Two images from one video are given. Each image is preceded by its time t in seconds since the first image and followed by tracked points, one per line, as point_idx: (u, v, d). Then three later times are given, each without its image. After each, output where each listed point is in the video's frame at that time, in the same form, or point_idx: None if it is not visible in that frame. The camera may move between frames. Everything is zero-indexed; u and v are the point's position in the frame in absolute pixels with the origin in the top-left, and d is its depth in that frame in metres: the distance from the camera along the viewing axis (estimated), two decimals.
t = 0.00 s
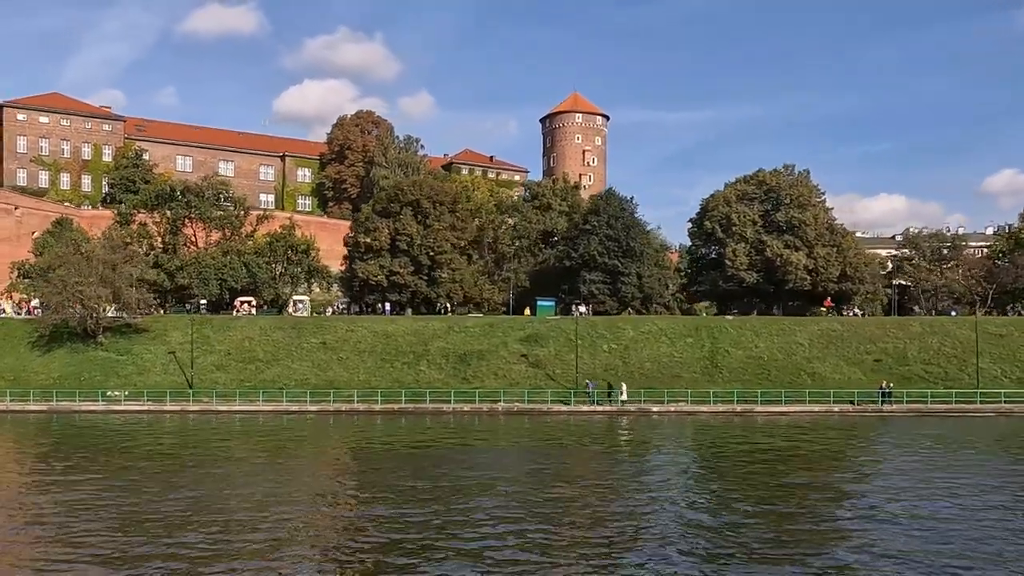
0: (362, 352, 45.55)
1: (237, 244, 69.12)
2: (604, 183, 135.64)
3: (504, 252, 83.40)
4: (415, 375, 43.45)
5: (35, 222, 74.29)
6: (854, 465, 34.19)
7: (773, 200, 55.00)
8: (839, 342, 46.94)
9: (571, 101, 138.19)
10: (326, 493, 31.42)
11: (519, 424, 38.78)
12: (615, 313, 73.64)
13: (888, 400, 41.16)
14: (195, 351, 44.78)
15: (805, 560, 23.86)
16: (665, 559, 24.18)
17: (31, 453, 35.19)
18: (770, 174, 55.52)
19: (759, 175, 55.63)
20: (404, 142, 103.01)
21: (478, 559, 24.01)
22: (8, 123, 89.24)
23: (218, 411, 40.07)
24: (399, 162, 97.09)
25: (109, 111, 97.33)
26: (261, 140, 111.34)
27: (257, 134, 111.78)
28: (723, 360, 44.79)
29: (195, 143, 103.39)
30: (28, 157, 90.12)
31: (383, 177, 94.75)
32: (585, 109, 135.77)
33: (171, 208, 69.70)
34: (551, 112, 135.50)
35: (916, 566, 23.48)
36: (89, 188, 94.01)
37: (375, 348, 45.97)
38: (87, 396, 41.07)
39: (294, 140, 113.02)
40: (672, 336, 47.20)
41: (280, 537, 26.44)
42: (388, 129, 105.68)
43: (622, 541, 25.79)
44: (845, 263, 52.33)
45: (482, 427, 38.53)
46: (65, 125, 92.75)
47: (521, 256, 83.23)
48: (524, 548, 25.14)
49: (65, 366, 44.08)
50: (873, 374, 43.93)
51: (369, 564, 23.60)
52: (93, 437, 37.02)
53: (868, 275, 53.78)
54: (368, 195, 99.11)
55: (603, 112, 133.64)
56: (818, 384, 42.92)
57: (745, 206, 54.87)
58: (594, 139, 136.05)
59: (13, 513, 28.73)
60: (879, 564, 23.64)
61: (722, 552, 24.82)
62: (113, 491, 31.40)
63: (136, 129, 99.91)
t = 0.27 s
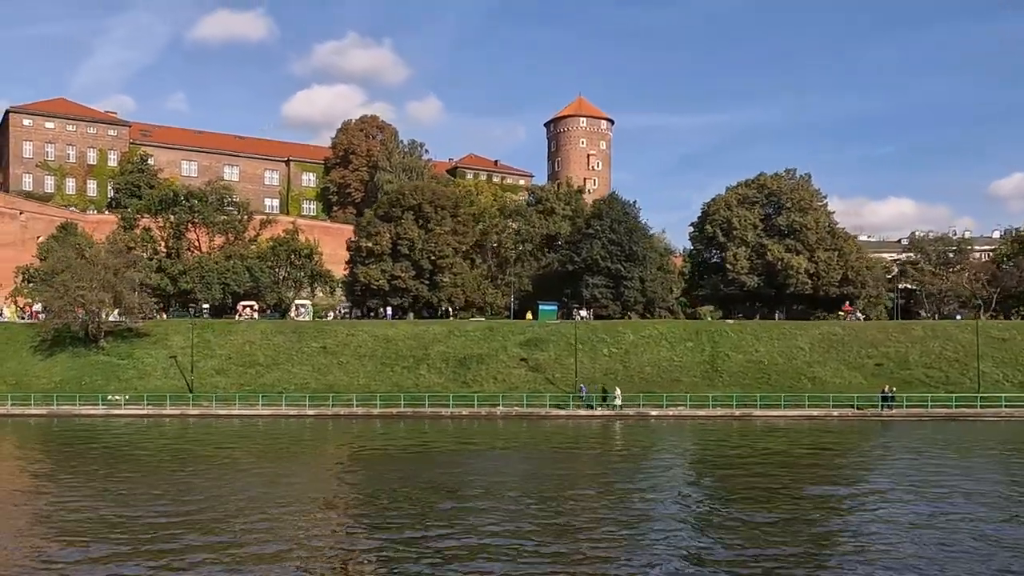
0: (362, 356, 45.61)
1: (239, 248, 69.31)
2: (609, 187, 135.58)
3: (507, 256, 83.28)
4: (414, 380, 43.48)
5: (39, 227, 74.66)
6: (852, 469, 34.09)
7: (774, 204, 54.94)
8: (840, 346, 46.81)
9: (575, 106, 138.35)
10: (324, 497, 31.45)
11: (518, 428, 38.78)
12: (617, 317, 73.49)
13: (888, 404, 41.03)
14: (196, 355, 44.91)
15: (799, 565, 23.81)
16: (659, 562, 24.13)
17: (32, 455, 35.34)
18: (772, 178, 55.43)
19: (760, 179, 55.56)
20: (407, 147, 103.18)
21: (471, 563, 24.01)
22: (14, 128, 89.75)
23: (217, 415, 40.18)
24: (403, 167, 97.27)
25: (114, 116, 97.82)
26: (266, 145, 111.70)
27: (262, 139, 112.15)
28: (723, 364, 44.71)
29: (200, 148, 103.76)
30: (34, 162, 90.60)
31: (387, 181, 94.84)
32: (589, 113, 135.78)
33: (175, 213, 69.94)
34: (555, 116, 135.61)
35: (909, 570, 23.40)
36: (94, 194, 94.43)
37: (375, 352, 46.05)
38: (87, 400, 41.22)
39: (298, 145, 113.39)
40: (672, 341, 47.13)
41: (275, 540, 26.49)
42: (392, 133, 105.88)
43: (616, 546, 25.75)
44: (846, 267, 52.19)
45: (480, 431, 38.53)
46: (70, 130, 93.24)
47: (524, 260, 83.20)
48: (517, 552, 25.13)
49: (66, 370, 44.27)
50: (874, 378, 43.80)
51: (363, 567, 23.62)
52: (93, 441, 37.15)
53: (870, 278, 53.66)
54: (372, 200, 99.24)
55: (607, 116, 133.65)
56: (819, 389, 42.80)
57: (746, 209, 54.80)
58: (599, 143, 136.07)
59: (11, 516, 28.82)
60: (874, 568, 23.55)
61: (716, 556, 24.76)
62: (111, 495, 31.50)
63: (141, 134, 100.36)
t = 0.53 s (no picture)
0: (362, 361, 45.70)
1: (243, 253, 69.51)
2: (613, 191, 135.51)
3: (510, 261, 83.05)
4: (414, 384, 43.52)
5: (44, 231, 75.06)
6: (849, 474, 34.01)
7: (775, 208, 54.92)
8: (841, 350, 46.72)
9: (579, 110, 138.40)
10: (321, 501, 31.50)
11: (516, 432, 38.81)
12: (620, 321, 73.43)
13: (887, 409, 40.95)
14: (196, 359, 45.05)
15: (792, 569, 23.75)
16: (651, 566, 24.11)
17: (31, 459, 35.50)
18: (772, 182, 55.37)
19: (760, 183, 55.51)
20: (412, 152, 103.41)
21: (464, 567, 24.01)
22: (20, 134, 90.24)
23: (216, 419, 40.28)
24: (407, 171, 97.43)
25: (120, 122, 98.30)
26: (270, 150, 112.06)
27: (267, 144, 112.53)
28: (723, 368, 44.66)
29: (204, 153, 104.16)
30: (39, 167, 91.09)
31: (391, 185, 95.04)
32: (594, 117, 135.78)
33: (178, 217, 70.20)
34: (559, 120, 135.68)
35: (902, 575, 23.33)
36: (99, 198, 94.86)
37: (375, 356, 46.13)
38: (88, 405, 41.38)
39: (303, 150, 113.75)
40: (672, 345, 47.10)
41: (270, 544, 26.54)
42: (396, 138, 106.10)
43: (610, 550, 25.71)
44: (848, 271, 52.09)
45: (478, 435, 38.56)
46: (76, 135, 93.74)
47: (527, 264, 83.20)
48: (509, 556, 25.13)
49: (67, 374, 44.47)
50: (875, 382, 43.71)
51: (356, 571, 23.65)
52: (92, 445, 37.29)
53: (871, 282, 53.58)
54: (376, 204, 99.43)
55: (611, 120, 133.70)
56: (818, 393, 42.72)
57: (747, 213, 54.78)
58: (603, 147, 136.06)
59: (10, 520, 28.93)
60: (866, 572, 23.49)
61: (709, 560, 24.72)
62: (109, 498, 31.61)
63: (146, 140, 100.79)
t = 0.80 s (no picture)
0: (362, 366, 45.79)
1: (246, 258, 69.71)
2: (618, 196, 135.45)
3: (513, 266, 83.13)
4: (413, 389, 43.59)
5: (48, 237, 75.47)
6: (847, 478, 33.91)
7: (776, 213, 54.90)
8: (841, 356, 46.65)
9: (584, 115, 138.47)
10: (316, 505, 31.53)
11: (514, 437, 38.83)
12: (623, 326, 73.35)
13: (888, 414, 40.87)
14: (197, 364, 45.19)
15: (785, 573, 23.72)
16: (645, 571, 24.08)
17: (31, 463, 35.65)
18: (773, 187, 55.35)
19: (761, 188, 55.49)
20: (416, 157, 103.63)
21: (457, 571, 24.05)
22: (26, 140, 90.76)
23: (215, 424, 40.40)
24: (411, 176, 97.59)
25: (125, 128, 98.82)
26: (275, 155, 112.43)
27: (272, 150, 112.92)
28: (723, 373, 44.60)
29: (209, 159, 104.57)
30: (45, 173, 91.59)
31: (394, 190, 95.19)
32: (598, 122, 135.83)
33: (181, 223, 70.48)
34: (564, 125, 135.76)
35: None
36: (104, 204, 95.32)
37: (375, 361, 46.22)
38: (88, 409, 41.55)
39: (308, 155, 114.10)
40: (672, 350, 47.05)
41: (265, 547, 26.66)
42: (400, 143, 106.30)
43: (602, 554, 25.71)
44: (849, 276, 52.00)
45: (476, 440, 38.59)
46: (81, 141, 94.24)
47: (530, 269, 83.20)
48: (503, 560, 25.14)
49: (69, 379, 44.67)
50: (875, 387, 43.63)
51: None
52: (91, 449, 37.43)
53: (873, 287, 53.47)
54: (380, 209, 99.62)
55: (616, 124, 133.70)
56: (818, 398, 42.64)
57: (748, 218, 54.76)
58: (608, 152, 136.06)
59: (7, 524, 29.05)
60: None
61: (702, 565, 24.68)
62: (107, 502, 31.74)
63: (151, 145, 101.28)
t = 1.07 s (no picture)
0: (360, 371, 45.84)
1: (247, 264, 69.87)
2: (621, 202, 135.47)
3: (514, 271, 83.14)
4: (411, 394, 43.61)
5: (51, 243, 75.80)
6: (843, 484, 33.86)
7: (775, 218, 54.91)
8: (840, 361, 46.60)
9: (587, 121, 138.60)
10: (311, 510, 31.57)
11: (511, 442, 38.82)
12: (624, 332, 73.29)
13: (885, 419, 40.79)
14: (196, 370, 45.31)
15: None
16: None
17: (29, 468, 35.78)
18: (773, 193, 55.38)
19: (761, 194, 55.53)
20: (419, 163, 103.79)
21: None
22: (30, 146, 91.27)
23: (212, 429, 40.51)
24: (413, 182, 97.74)
25: (129, 134, 99.25)
26: (278, 161, 112.75)
27: (275, 156, 113.27)
28: (722, 379, 44.52)
29: (212, 165, 104.91)
30: (49, 180, 92.03)
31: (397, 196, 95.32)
32: (601, 128, 135.96)
33: (183, 228, 70.70)
34: (567, 131, 135.86)
35: None
36: (108, 210, 95.70)
37: (374, 366, 46.28)
38: (87, 415, 41.67)
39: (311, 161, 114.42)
40: (671, 355, 47.01)
41: (260, 551, 26.73)
42: (403, 149, 106.48)
43: (595, 559, 25.70)
44: (849, 281, 51.94)
45: (474, 445, 38.63)
46: (85, 147, 94.68)
47: (531, 274, 83.18)
48: (494, 565, 25.16)
49: (68, 384, 44.82)
50: (874, 393, 43.55)
51: None
52: (90, 454, 37.56)
53: (873, 292, 53.40)
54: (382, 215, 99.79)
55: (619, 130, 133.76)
56: (817, 403, 42.56)
57: (747, 224, 54.77)
58: (611, 157, 136.09)
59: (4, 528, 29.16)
60: None
61: (694, 570, 24.66)
62: (105, 506, 31.86)
63: (155, 152, 101.69)
